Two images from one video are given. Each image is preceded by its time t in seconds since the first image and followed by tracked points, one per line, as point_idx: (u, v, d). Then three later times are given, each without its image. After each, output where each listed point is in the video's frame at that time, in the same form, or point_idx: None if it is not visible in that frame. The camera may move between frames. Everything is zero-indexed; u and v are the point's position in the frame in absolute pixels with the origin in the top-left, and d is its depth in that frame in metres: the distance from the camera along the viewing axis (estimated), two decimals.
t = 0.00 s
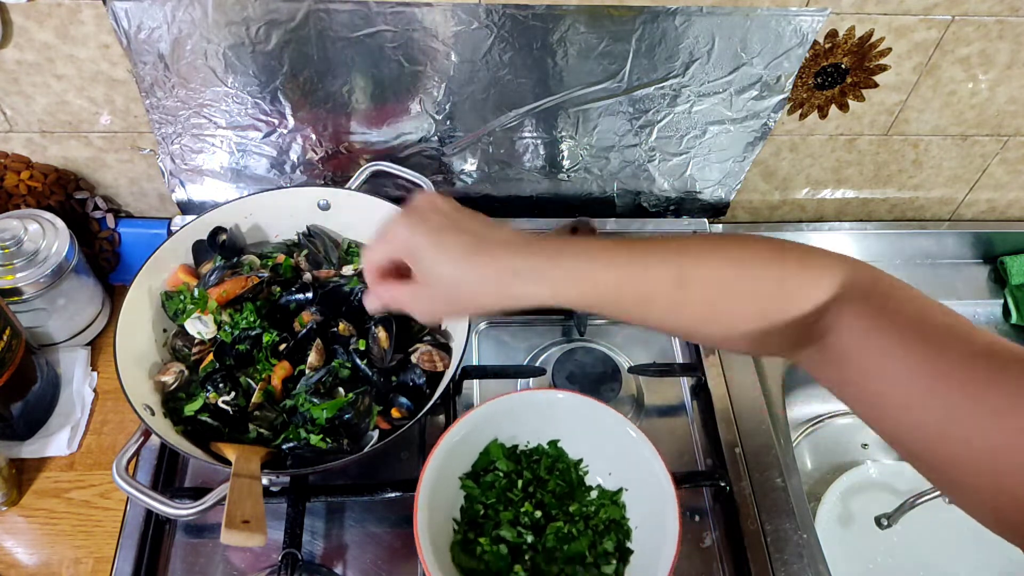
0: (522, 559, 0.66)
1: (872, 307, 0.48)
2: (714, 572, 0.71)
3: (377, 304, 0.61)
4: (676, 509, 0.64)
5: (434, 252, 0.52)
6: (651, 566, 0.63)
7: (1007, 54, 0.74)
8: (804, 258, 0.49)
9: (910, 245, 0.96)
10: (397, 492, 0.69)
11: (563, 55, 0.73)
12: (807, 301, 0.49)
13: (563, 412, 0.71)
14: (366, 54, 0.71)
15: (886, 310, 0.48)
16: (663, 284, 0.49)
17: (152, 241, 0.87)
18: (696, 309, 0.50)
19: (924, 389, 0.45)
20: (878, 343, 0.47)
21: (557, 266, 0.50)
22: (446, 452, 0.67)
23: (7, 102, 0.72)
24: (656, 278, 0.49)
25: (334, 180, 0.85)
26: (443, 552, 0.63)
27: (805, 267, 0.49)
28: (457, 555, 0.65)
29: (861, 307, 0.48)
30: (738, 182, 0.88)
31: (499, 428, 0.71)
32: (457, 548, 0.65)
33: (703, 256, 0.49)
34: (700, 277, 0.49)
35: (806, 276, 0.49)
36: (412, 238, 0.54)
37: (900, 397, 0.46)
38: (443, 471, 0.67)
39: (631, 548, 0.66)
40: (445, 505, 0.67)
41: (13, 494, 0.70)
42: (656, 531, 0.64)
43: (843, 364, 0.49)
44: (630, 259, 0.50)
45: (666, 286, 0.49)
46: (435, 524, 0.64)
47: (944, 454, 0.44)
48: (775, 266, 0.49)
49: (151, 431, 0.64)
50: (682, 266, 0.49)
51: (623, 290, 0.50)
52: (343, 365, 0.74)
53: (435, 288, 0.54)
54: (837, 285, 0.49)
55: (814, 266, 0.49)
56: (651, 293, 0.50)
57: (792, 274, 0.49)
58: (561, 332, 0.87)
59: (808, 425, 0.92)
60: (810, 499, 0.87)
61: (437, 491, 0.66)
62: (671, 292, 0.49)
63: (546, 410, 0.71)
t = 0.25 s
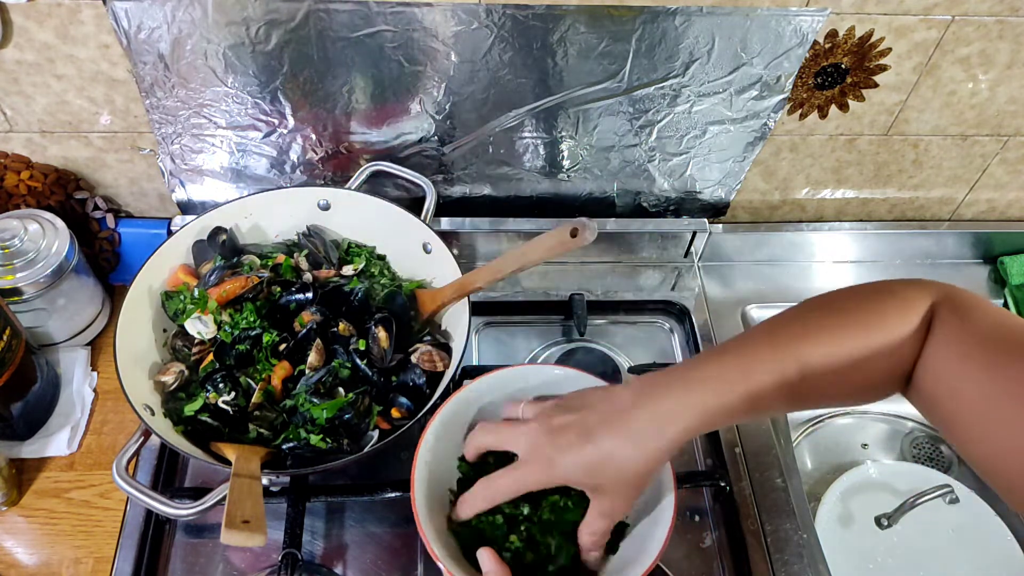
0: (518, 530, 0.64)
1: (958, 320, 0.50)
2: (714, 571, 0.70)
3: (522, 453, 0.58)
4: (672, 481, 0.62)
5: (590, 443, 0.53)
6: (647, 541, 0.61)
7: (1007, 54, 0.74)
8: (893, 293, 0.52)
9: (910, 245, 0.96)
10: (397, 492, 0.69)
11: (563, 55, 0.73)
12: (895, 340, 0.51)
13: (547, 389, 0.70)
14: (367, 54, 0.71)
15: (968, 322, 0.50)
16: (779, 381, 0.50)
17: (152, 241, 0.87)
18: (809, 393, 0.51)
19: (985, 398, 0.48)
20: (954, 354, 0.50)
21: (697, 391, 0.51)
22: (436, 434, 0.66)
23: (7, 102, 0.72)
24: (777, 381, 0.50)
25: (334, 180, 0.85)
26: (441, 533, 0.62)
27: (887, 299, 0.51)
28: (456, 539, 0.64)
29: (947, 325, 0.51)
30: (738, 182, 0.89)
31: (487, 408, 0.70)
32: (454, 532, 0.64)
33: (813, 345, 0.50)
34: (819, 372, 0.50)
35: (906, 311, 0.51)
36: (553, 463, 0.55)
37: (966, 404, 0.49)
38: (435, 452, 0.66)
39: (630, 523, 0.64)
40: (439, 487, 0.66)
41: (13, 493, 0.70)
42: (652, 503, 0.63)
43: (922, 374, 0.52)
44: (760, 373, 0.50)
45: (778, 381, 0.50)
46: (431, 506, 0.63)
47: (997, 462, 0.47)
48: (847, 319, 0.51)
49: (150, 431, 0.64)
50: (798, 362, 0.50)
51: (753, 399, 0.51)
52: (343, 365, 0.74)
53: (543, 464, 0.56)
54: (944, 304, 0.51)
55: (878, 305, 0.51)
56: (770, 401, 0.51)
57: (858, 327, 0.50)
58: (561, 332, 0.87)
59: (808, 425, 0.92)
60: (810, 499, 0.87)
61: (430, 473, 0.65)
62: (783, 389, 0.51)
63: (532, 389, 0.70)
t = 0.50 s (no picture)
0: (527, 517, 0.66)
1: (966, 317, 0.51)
2: (714, 571, 0.70)
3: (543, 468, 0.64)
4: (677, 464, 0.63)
5: (563, 382, 0.54)
6: (647, 523, 0.62)
7: (1007, 54, 0.74)
8: (898, 282, 0.52)
9: (910, 245, 0.96)
10: (397, 492, 0.70)
11: (563, 55, 0.73)
12: (895, 326, 0.51)
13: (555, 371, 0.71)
14: (367, 54, 0.71)
15: (976, 318, 0.50)
16: (773, 349, 0.51)
17: (152, 241, 0.87)
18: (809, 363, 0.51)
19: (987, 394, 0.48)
20: (960, 350, 0.50)
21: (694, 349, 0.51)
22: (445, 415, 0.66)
23: (7, 102, 0.72)
24: (773, 349, 0.51)
25: (334, 180, 0.85)
26: (451, 511, 0.63)
27: (890, 286, 0.51)
28: (464, 516, 0.65)
29: (952, 320, 0.51)
30: (738, 182, 0.89)
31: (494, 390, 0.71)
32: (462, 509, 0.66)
33: (808, 317, 0.51)
34: (816, 342, 0.51)
35: (909, 299, 0.51)
36: (539, 383, 0.56)
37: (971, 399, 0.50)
38: (443, 430, 0.66)
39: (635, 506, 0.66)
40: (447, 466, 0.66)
41: (13, 493, 0.70)
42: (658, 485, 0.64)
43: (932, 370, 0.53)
44: (753, 337, 0.51)
45: (776, 351, 0.51)
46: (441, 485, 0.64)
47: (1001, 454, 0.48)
48: (847, 300, 0.51)
49: (151, 431, 0.64)
50: (793, 331, 0.51)
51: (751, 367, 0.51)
52: (343, 365, 0.74)
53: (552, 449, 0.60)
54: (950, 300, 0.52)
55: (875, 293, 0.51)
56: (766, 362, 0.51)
57: (856, 312, 0.51)
58: (561, 332, 0.87)
59: (808, 425, 0.93)
60: (810, 499, 0.87)
61: (440, 453, 0.65)
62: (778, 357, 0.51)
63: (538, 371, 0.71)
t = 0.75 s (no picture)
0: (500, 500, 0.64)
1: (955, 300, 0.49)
2: (714, 571, 0.70)
3: (512, 416, 0.61)
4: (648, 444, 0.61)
5: (522, 332, 0.53)
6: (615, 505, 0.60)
7: (1007, 54, 0.74)
8: (882, 259, 0.50)
9: (910, 245, 0.96)
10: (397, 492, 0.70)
11: (563, 55, 0.73)
12: (878, 300, 0.49)
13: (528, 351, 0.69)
14: (367, 54, 0.71)
15: (961, 304, 0.49)
16: (744, 306, 0.49)
17: (152, 241, 0.87)
18: (779, 325, 0.50)
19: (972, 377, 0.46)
20: (946, 335, 0.48)
21: (661, 306, 0.50)
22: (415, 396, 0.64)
23: (7, 102, 0.72)
24: (743, 308, 0.49)
25: (334, 180, 0.85)
26: (421, 494, 0.60)
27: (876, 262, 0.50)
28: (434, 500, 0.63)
29: (937, 302, 0.49)
30: (738, 182, 0.88)
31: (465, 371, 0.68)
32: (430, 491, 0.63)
33: (785, 282, 0.49)
34: (787, 306, 0.49)
35: (896, 277, 0.49)
36: (504, 336, 0.53)
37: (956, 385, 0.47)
38: (414, 411, 0.64)
39: (605, 485, 0.64)
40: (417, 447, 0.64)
41: (13, 493, 0.70)
42: (627, 463, 0.62)
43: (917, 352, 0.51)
44: (722, 294, 0.50)
45: (744, 308, 0.49)
46: (409, 465, 0.61)
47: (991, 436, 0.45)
48: (830, 270, 0.49)
49: (150, 431, 0.64)
50: (764, 291, 0.49)
51: (716, 324, 0.50)
52: (343, 366, 0.74)
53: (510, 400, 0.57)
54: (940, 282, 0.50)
55: (860, 267, 0.50)
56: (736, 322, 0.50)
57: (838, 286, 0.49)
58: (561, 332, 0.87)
59: (808, 425, 0.93)
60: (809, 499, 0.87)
61: (410, 434, 0.63)
62: (746, 315, 0.50)
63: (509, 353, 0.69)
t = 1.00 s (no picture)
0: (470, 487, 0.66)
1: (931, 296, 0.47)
2: (714, 571, 0.71)
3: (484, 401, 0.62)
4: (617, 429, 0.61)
5: (489, 317, 0.53)
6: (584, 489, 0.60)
7: (1007, 54, 0.74)
8: (857, 253, 0.50)
9: (910, 245, 0.96)
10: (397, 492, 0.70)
11: (563, 55, 0.73)
12: (847, 295, 0.49)
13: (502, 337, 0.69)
14: (367, 54, 0.71)
15: (934, 298, 0.47)
16: (710, 294, 0.50)
17: (152, 241, 0.87)
18: (743, 315, 0.50)
19: (956, 376, 0.44)
20: (925, 334, 0.47)
21: (625, 289, 0.51)
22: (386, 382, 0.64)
23: (7, 102, 0.72)
24: (708, 297, 0.50)
25: (334, 180, 0.85)
26: (393, 480, 0.61)
27: (847, 257, 0.49)
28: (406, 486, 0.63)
29: (910, 299, 0.48)
30: (738, 182, 0.88)
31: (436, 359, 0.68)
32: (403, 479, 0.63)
33: (748, 272, 0.50)
34: (753, 296, 0.49)
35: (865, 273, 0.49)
36: (471, 321, 0.54)
37: (937, 384, 0.45)
38: (388, 397, 0.64)
39: (576, 469, 0.64)
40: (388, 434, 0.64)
41: (13, 493, 0.70)
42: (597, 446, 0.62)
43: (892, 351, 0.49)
44: (689, 282, 0.50)
45: (709, 297, 0.50)
46: (381, 453, 0.61)
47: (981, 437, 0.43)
48: (799, 263, 0.49)
49: (151, 431, 0.64)
50: (730, 281, 0.50)
51: (680, 313, 0.50)
52: (343, 366, 0.74)
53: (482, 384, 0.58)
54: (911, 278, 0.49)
55: (830, 261, 0.49)
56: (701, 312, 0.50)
57: (806, 281, 0.49)
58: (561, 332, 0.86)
59: (808, 425, 0.93)
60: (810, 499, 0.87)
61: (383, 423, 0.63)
62: (711, 305, 0.50)
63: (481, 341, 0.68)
